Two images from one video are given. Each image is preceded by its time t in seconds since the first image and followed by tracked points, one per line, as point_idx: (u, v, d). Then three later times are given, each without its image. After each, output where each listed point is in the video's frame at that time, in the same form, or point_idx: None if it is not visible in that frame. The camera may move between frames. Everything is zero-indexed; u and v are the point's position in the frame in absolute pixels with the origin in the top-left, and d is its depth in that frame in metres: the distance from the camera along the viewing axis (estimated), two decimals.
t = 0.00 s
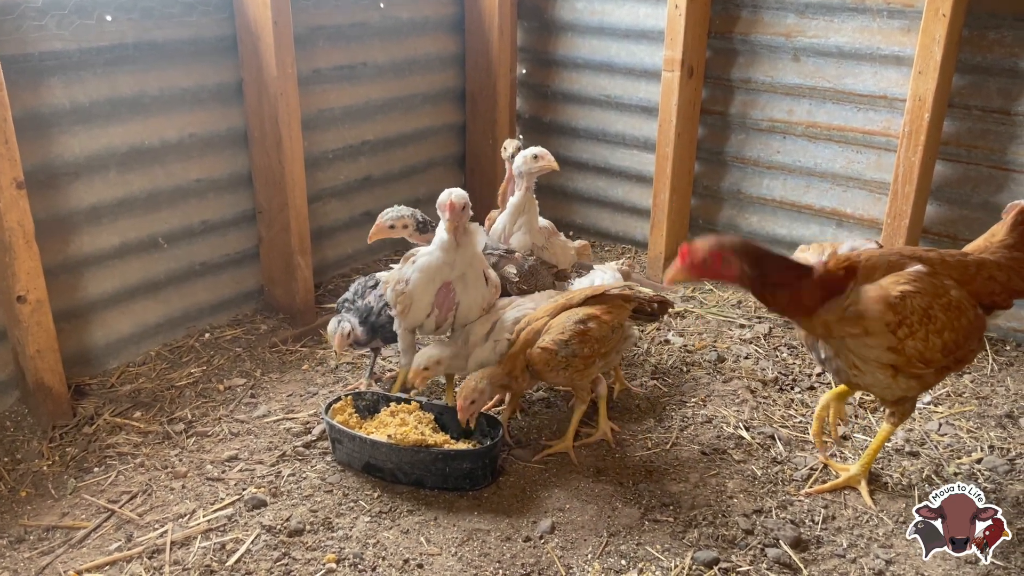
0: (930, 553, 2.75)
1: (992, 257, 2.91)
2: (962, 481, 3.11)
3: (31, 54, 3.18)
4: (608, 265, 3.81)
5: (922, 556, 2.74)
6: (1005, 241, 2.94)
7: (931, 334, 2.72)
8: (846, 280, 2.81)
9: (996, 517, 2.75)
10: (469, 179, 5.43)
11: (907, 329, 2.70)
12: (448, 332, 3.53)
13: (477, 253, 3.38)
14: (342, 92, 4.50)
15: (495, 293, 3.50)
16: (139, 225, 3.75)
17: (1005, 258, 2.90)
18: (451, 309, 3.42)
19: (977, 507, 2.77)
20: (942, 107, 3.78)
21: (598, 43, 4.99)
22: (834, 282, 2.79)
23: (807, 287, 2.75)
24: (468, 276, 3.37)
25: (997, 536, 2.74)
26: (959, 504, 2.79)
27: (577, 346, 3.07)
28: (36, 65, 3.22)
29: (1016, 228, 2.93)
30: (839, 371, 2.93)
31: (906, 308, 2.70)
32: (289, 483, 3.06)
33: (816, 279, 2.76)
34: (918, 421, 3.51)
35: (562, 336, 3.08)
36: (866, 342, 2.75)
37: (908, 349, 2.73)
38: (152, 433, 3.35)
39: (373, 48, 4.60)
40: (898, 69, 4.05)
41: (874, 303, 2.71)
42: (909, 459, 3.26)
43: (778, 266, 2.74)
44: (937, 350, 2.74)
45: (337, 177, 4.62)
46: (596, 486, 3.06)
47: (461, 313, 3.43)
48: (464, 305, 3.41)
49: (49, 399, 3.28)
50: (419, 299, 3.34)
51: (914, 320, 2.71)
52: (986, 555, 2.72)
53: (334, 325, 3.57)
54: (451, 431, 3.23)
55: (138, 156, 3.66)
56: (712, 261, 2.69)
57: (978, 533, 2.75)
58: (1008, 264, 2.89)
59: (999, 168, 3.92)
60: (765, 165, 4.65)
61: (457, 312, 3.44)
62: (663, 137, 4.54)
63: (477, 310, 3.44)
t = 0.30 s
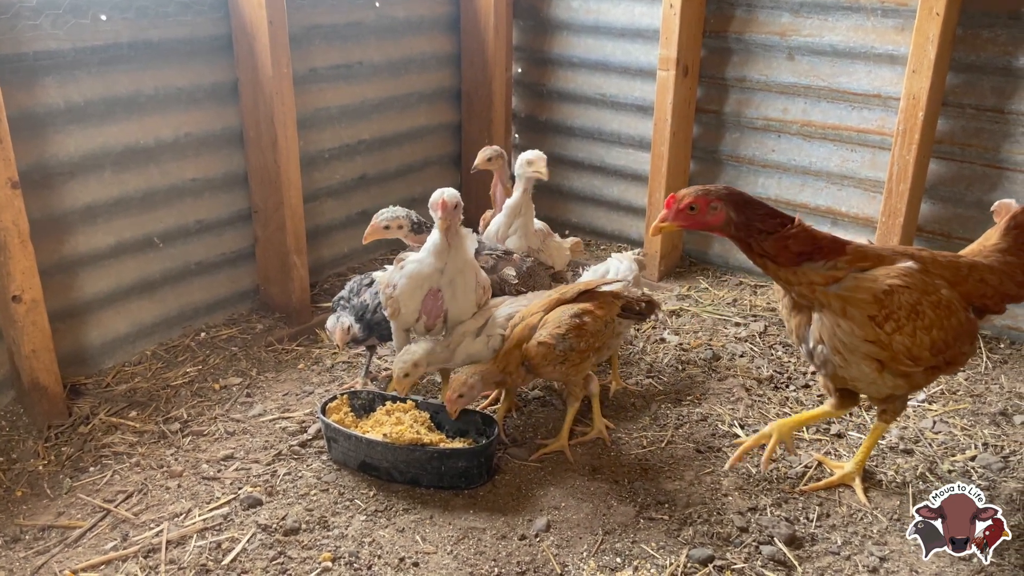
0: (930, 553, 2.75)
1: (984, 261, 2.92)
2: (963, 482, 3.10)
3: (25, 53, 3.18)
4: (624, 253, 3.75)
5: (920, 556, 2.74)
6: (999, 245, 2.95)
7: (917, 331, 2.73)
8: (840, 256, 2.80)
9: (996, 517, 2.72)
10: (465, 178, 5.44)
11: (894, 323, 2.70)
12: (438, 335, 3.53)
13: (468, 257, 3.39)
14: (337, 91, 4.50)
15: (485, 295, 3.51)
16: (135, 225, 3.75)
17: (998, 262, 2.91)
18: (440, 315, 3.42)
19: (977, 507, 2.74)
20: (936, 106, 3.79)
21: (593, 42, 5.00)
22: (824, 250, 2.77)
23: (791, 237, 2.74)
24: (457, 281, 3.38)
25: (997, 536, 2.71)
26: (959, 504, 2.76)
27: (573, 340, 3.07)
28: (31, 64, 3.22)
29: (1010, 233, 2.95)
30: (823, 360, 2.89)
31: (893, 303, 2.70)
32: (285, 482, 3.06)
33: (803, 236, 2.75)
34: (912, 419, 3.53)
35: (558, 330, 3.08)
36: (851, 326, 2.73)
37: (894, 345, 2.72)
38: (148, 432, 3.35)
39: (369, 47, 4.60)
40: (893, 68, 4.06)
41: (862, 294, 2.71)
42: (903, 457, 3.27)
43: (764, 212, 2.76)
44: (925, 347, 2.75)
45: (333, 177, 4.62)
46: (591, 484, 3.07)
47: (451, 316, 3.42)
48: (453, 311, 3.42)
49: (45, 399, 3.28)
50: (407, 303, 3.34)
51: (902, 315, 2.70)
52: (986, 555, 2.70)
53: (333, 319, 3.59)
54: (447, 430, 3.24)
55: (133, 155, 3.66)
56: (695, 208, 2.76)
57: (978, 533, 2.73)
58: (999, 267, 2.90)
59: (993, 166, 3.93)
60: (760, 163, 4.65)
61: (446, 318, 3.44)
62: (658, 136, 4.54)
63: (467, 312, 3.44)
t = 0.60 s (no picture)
0: (929, 553, 2.73)
1: (971, 259, 2.94)
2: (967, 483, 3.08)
3: (20, 53, 3.18)
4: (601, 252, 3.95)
5: (920, 556, 2.73)
6: (986, 245, 2.98)
7: (897, 322, 2.75)
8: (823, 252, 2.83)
9: (996, 517, 2.70)
10: (460, 177, 5.44)
11: (872, 314, 2.73)
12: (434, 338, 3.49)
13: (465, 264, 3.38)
14: (333, 91, 4.50)
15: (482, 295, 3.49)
16: (130, 224, 3.76)
17: (983, 261, 2.93)
18: (437, 319, 3.36)
19: (977, 506, 2.72)
20: (930, 105, 3.80)
21: (588, 41, 5.01)
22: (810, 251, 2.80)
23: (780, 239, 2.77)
24: (455, 286, 3.34)
25: (997, 536, 2.69)
26: (959, 505, 2.73)
27: (572, 338, 3.08)
28: (25, 64, 3.22)
29: (998, 232, 2.99)
30: (805, 352, 2.92)
31: (872, 294, 2.73)
32: (280, 481, 3.07)
33: (792, 238, 2.78)
34: (905, 416, 3.54)
35: (556, 329, 3.09)
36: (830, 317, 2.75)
37: (873, 335, 2.74)
38: (143, 432, 3.35)
39: (364, 47, 4.61)
40: (886, 67, 4.08)
41: (842, 284, 2.74)
42: (897, 454, 3.28)
43: (756, 213, 2.79)
44: (904, 339, 2.77)
45: (328, 176, 4.62)
46: (586, 482, 3.08)
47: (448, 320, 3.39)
48: (451, 315, 3.37)
49: (40, 398, 3.28)
50: (404, 307, 3.29)
51: (881, 305, 2.73)
52: (986, 555, 2.69)
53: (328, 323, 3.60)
54: (442, 428, 3.25)
55: (128, 155, 3.66)
56: (689, 207, 2.78)
57: (979, 533, 2.71)
58: (983, 266, 2.93)
59: (985, 165, 3.95)
60: (754, 162, 4.67)
61: (444, 323, 3.38)
62: (653, 135, 4.55)
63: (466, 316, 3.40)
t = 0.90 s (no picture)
0: (930, 553, 2.73)
1: (957, 257, 2.98)
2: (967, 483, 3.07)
3: (14, 53, 3.18)
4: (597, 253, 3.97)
5: (921, 556, 2.73)
6: (970, 243, 3.03)
7: (884, 302, 2.76)
8: (821, 213, 2.87)
9: (996, 516, 2.68)
10: (456, 177, 5.45)
11: (862, 290, 2.73)
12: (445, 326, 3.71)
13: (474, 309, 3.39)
14: (327, 90, 4.50)
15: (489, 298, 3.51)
16: (125, 224, 3.75)
17: (968, 259, 2.98)
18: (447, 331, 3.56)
19: (977, 506, 2.69)
20: (923, 104, 3.81)
21: (583, 40, 5.01)
22: (808, 201, 2.86)
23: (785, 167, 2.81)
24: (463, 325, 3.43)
25: (997, 536, 2.68)
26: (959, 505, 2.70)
27: (572, 338, 3.08)
28: (19, 64, 3.21)
29: (981, 232, 3.03)
30: (789, 329, 2.89)
31: (862, 269, 2.75)
32: (275, 480, 3.07)
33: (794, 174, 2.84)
34: (899, 414, 3.55)
35: (557, 328, 3.09)
36: (817, 288, 2.74)
37: (860, 312, 2.74)
38: (138, 432, 3.35)
39: (359, 46, 4.61)
40: (880, 66, 4.09)
41: (833, 256, 2.75)
42: (891, 452, 3.30)
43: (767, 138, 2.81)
44: (889, 321, 2.78)
45: (323, 175, 4.62)
46: (581, 480, 3.08)
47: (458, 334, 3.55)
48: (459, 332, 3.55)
49: (34, 398, 3.28)
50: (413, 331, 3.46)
51: (870, 282, 2.75)
52: (986, 555, 2.68)
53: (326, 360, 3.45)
54: (438, 427, 3.25)
55: (123, 155, 3.66)
56: (712, 107, 2.75)
57: (979, 533, 2.69)
58: (968, 264, 2.97)
59: (979, 164, 3.96)
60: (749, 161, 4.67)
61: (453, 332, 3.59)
62: (648, 134, 4.56)
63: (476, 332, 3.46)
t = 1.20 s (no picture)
0: (930, 553, 2.73)
1: (949, 254, 3.00)
2: (964, 482, 3.09)
3: (8, 52, 3.17)
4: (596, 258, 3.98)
5: (921, 556, 2.73)
6: (961, 241, 3.04)
7: (876, 296, 2.77)
8: (812, 211, 2.88)
9: (996, 517, 2.67)
10: (451, 176, 5.45)
11: (853, 283, 2.74)
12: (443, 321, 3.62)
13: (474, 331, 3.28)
14: (322, 90, 4.50)
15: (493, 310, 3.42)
16: (120, 224, 3.75)
17: (960, 256, 2.99)
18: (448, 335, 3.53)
19: (977, 506, 2.68)
20: (917, 104, 3.82)
21: (578, 40, 5.01)
22: (798, 201, 2.87)
23: (776, 168, 2.83)
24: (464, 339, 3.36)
25: (997, 536, 2.67)
26: (959, 504, 2.70)
27: (572, 339, 3.08)
28: (14, 64, 3.21)
29: (972, 229, 3.04)
30: (781, 324, 2.89)
31: (854, 263, 2.76)
32: (271, 480, 3.07)
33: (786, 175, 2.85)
34: (893, 413, 3.57)
35: (556, 330, 3.08)
36: (809, 282, 2.74)
37: (852, 306, 2.75)
38: (134, 432, 3.35)
39: (354, 46, 4.61)
40: (874, 65, 4.10)
41: (825, 251, 2.77)
42: (885, 450, 3.31)
43: (760, 137, 2.82)
44: (881, 315, 2.78)
45: (319, 175, 4.62)
46: (576, 479, 3.09)
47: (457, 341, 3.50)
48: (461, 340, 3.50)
49: (29, 398, 3.28)
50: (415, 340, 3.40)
51: (862, 276, 2.76)
52: (986, 555, 2.67)
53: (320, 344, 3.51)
54: (433, 427, 3.25)
55: (118, 154, 3.66)
56: (706, 106, 2.76)
57: (978, 533, 2.69)
58: (960, 262, 2.98)
59: (973, 163, 3.98)
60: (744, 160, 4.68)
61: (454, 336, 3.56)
62: (643, 134, 4.57)
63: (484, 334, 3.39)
